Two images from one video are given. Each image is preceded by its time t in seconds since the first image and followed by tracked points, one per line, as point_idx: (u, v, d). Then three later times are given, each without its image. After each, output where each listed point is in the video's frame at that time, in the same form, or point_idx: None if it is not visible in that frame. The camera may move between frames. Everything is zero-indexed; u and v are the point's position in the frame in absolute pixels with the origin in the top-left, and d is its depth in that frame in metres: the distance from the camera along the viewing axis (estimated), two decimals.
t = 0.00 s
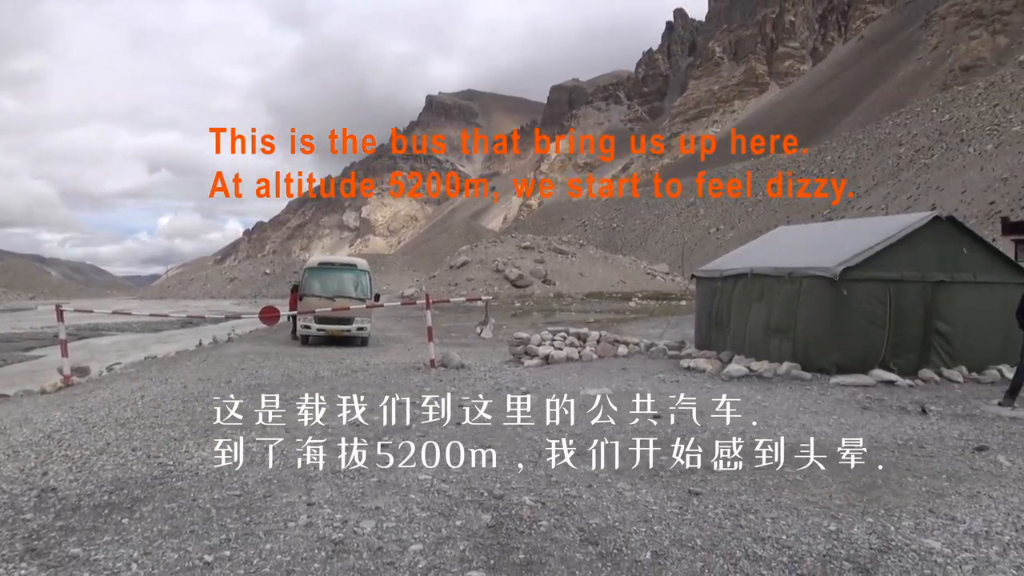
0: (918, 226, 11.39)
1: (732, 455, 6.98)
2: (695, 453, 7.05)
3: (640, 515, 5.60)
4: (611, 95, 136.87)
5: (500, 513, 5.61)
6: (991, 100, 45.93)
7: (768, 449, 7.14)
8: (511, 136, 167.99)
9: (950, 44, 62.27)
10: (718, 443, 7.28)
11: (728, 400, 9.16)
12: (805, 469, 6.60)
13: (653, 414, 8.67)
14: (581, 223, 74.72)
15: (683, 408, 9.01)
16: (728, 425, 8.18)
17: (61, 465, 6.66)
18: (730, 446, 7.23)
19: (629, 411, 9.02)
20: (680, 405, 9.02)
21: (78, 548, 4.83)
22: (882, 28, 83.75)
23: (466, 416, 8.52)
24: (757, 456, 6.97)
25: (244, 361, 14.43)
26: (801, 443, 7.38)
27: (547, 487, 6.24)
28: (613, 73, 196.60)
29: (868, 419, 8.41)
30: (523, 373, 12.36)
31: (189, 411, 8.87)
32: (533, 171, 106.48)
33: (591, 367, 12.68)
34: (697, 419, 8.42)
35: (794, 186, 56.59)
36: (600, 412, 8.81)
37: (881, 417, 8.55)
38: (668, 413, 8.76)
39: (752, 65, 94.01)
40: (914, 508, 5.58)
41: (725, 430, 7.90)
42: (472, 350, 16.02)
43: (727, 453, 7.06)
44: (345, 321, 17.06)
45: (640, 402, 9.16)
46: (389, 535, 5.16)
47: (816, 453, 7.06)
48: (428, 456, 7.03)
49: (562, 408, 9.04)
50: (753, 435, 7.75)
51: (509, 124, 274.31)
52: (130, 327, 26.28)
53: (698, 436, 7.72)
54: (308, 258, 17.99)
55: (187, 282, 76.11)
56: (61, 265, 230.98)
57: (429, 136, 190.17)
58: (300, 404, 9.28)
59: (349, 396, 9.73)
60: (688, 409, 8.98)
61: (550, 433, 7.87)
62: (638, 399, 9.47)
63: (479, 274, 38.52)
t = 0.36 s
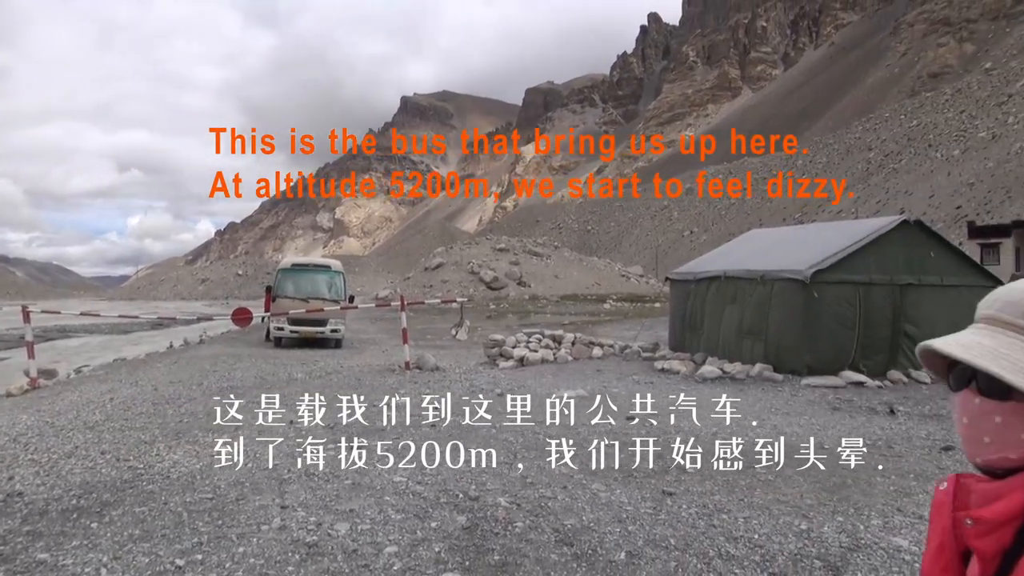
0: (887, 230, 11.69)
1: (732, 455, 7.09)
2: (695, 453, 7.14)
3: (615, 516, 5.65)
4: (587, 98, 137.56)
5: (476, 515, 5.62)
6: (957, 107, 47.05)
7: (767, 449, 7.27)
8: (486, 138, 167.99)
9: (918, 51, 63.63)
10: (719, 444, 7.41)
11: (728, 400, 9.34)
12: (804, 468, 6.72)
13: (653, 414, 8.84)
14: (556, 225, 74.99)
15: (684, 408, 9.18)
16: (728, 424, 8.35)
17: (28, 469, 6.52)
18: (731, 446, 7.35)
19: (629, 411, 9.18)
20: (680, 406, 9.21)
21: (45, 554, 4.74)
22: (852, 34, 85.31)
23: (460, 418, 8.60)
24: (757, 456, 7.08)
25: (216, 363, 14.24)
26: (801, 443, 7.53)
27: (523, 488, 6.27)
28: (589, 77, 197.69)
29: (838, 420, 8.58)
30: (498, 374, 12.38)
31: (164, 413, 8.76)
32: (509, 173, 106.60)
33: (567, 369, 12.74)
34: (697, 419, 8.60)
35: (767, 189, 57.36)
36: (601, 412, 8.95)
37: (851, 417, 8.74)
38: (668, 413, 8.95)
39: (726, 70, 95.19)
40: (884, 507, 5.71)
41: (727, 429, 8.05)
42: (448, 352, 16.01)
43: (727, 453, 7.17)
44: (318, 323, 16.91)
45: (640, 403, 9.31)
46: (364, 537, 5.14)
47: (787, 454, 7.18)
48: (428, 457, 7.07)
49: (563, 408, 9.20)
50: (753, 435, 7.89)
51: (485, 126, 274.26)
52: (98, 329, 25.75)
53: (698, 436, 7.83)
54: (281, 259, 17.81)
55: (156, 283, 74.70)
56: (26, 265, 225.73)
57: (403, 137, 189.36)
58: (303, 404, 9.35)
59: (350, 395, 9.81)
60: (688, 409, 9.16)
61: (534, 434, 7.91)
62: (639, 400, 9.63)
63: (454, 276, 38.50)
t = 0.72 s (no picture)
0: (871, 231, 11.79)
1: (732, 455, 7.14)
2: (695, 453, 7.19)
3: (602, 517, 5.67)
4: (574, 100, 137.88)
5: (463, 516, 5.62)
6: (940, 110, 47.63)
7: (768, 448, 7.32)
8: (473, 139, 167.93)
9: (901, 54, 64.35)
10: (719, 443, 7.45)
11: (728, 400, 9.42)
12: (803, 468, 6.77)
13: (653, 414, 8.94)
14: (543, 227, 75.13)
15: (683, 408, 9.29)
16: (728, 424, 8.44)
17: (9, 473, 6.44)
18: (731, 446, 7.39)
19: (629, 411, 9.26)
20: (680, 406, 9.33)
21: (28, 559, 4.68)
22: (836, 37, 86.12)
23: (455, 419, 8.63)
24: (757, 456, 7.14)
25: (201, 365, 14.12)
26: (800, 444, 7.59)
27: (510, 490, 6.27)
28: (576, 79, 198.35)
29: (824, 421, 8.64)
30: (486, 376, 12.38)
31: (151, 416, 8.70)
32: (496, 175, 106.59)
33: (553, 370, 12.77)
34: (697, 419, 8.68)
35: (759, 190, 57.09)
36: (601, 412, 9.05)
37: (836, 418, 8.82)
38: (667, 413, 9.05)
39: (711, 73, 95.84)
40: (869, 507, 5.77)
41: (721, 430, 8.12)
42: (435, 354, 16.02)
43: (727, 453, 7.21)
44: (304, 325, 16.83)
45: (641, 403, 9.41)
46: (352, 540, 5.12)
47: (771, 453, 7.25)
48: (427, 457, 7.11)
49: (563, 408, 9.32)
50: (752, 434, 7.97)
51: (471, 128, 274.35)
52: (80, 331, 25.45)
53: (697, 437, 7.90)
54: (267, 260, 17.72)
55: (140, 285, 73.87)
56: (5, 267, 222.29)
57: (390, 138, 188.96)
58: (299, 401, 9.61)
59: (351, 396, 9.89)
60: (688, 409, 9.27)
61: (525, 436, 7.93)
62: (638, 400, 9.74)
63: (440, 278, 38.50)
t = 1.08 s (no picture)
0: (864, 233, 11.85)
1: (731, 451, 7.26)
2: (694, 449, 7.37)
3: (597, 518, 5.67)
4: (569, 101, 138.05)
5: (458, 517, 5.62)
6: (933, 113, 47.91)
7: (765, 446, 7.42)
8: (468, 141, 168.03)
9: (894, 57, 64.66)
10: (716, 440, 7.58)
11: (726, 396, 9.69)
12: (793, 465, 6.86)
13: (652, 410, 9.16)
14: (537, 228, 75.49)
15: (684, 403, 9.58)
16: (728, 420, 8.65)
17: (1, 474, 6.40)
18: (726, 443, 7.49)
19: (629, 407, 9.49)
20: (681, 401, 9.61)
21: (22, 559, 4.66)
22: (829, 41, 86.54)
23: (452, 420, 8.63)
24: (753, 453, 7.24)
25: (194, 366, 14.07)
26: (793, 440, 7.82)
27: (505, 491, 6.26)
28: (571, 81, 198.67)
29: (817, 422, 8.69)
30: (481, 377, 12.40)
31: (144, 417, 8.65)
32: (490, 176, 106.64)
33: (547, 371, 12.78)
34: (698, 415, 8.93)
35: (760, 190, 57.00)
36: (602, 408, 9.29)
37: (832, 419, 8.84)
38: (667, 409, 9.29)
39: (705, 75, 96.09)
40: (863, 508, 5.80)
41: (718, 430, 8.17)
42: (429, 354, 16.06)
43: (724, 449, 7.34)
44: (298, 326, 16.76)
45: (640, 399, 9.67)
46: (346, 540, 5.12)
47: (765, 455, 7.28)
48: (428, 453, 7.22)
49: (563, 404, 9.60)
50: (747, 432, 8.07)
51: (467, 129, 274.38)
52: (72, 332, 25.34)
53: (696, 433, 8.05)
54: (261, 261, 17.70)
55: (133, 285, 73.46)
56: None
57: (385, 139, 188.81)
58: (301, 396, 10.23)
59: (350, 396, 9.90)
60: (689, 405, 9.54)
61: (520, 437, 7.92)
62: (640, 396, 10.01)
63: (435, 279, 38.54)
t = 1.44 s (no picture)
0: (870, 234, 11.80)
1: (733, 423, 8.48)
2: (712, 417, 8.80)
3: (606, 518, 5.67)
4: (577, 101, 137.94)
5: (467, 517, 5.62)
6: (943, 112, 47.63)
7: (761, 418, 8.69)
8: (476, 141, 168.14)
9: (904, 55, 64.31)
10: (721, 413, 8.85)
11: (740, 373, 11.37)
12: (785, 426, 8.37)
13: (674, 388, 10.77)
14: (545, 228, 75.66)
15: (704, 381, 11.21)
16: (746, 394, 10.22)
17: (13, 473, 6.44)
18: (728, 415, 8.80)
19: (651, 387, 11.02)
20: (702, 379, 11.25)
21: (34, 557, 4.70)
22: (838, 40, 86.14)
23: (460, 419, 8.64)
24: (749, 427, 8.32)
25: (204, 366, 14.15)
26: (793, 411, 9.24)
27: (513, 490, 6.26)
28: (579, 81, 198.50)
29: (827, 422, 8.68)
30: (489, 377, 12.38)
31: (154, 416, 8.70)
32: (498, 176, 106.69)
33: (555, 372, 12.77)
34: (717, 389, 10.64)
35: (758, 193, 57.37)
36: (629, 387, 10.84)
37: (840, 419, 8.82)
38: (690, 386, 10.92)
39: (713, 75, 95.86)
40: (872, 507, 5.78)
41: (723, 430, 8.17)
42: (438, 354, 16.10)
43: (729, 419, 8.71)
44: (308, 325, 16.84)
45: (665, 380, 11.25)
46: (356, 540, 5.13)
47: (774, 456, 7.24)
48: (445, 433, 7.99)
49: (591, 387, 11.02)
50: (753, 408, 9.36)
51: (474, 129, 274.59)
52: (83, 332, 25.47)
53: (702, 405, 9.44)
54: (270, 261, 17.77)
55: (142, 286, 73.76)
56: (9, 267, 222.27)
57: (393, 140, 189.07)
58: (318, 391, 10.67)
59: (358, 398, 9.90)
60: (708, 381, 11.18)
61: (528, 437, 7.91)
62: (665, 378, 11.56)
63: (443, 279, 38.58)
